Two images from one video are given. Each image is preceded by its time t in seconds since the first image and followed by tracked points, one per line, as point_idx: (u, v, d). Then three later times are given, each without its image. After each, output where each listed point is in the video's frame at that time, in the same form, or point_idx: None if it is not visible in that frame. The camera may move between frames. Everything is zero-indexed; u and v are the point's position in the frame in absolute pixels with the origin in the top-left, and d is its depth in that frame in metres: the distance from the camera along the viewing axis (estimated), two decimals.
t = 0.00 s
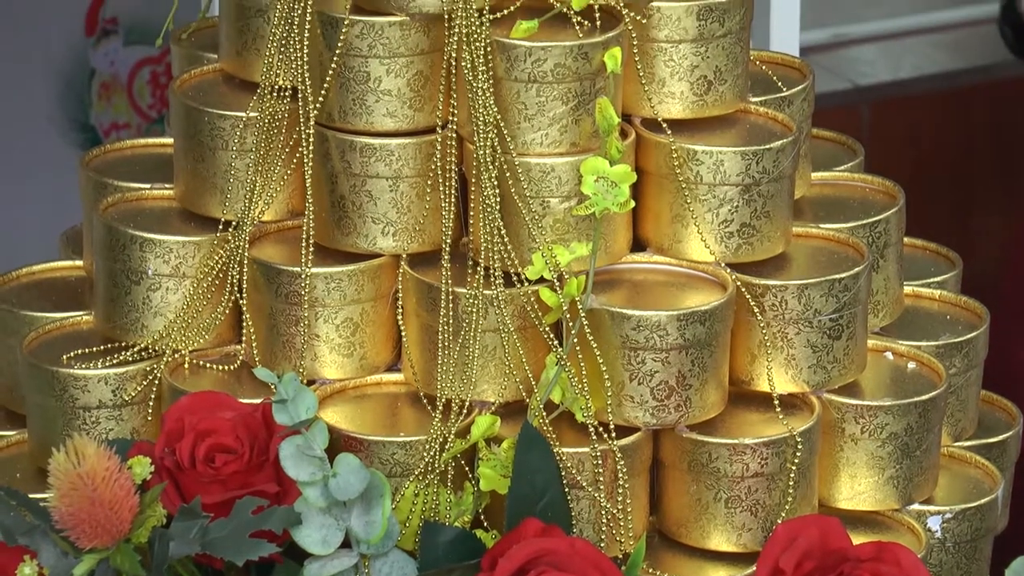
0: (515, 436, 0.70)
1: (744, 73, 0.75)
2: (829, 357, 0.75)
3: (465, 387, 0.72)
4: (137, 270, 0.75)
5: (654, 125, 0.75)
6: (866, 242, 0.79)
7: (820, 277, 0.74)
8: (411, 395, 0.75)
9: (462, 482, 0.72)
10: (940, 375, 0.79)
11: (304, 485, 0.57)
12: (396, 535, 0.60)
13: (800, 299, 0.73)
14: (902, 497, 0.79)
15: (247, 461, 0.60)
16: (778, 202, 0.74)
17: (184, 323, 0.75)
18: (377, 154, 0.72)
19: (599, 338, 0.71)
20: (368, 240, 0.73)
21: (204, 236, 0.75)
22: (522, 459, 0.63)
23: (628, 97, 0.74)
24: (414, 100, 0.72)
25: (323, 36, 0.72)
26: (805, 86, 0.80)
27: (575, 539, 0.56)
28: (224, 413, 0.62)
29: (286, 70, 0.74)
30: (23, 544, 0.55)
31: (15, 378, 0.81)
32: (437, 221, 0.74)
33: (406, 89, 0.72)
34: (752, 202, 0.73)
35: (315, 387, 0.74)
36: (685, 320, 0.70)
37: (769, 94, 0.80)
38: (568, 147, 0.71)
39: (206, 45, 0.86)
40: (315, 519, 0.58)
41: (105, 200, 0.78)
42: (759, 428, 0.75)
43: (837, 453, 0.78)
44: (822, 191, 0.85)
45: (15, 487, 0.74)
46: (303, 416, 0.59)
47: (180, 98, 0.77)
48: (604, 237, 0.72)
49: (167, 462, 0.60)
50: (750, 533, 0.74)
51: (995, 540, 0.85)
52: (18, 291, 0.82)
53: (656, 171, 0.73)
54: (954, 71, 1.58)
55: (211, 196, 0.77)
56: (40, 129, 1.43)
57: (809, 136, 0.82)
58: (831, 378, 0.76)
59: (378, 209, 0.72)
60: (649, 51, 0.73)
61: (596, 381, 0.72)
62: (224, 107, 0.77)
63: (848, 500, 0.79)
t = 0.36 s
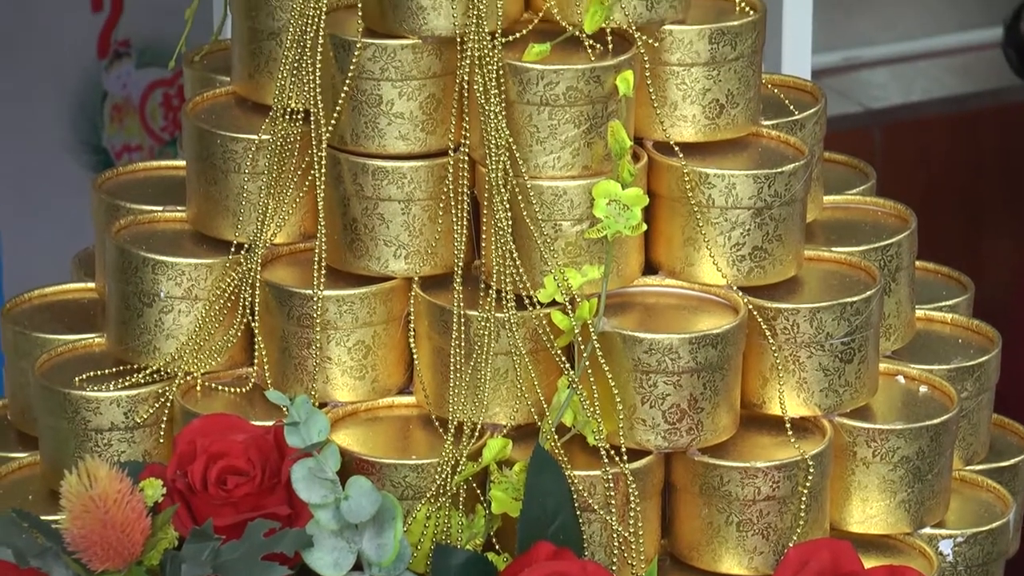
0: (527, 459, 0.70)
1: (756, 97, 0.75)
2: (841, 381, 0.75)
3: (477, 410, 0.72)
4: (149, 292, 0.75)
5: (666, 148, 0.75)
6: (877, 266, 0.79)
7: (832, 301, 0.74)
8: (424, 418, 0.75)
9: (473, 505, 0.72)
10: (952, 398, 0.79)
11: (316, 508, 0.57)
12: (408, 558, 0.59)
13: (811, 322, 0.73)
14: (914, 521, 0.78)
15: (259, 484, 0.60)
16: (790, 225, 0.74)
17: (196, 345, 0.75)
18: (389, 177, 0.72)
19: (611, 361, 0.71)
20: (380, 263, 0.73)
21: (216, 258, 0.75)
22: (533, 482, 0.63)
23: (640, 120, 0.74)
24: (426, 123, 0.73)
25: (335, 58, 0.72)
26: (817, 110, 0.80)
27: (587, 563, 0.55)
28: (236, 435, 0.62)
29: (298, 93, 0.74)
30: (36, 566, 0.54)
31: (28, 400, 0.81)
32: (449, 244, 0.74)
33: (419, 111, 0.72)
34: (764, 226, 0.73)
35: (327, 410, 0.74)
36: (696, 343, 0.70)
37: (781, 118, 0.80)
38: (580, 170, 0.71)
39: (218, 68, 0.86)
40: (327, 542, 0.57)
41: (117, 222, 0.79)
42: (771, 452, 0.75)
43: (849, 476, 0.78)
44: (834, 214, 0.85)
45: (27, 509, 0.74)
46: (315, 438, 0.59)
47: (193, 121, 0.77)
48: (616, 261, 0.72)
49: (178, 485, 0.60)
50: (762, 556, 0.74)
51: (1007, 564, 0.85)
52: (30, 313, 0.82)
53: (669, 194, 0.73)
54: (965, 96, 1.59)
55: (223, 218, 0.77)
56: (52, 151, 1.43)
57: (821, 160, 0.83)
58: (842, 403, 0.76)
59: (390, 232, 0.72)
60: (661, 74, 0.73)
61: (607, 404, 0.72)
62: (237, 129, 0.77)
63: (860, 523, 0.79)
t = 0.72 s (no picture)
0: (536, 482, 0.70)
1: (765, 120, 0.75)
2: (850, 405, 0.75)
3: (486, 433, 0.72)
4: (158, 315, 0.75)
5: (675, 172, 0.75)
6: (886, 289, 0.79)
7: (841, 324, 0.73)
8: (432, 441, 0.75)
9: (482, 528, 0.72)
10: (961, 422, 0.79)
11: (324, 531, 0.57)
12: None
13: (820, 345, 0.73)
14: (922, 544, 0.78)
15: (267, 507, 0.60)
16: (799, 249, 0.74)
17: (205, 368, 0.75)
18: (399, 200, 0.72)
19: (620, 384, 0.71)
20: (389, 285, 0.73)
21: (225, 281, 0.75)
22: (542, 506, 0.63)
23: (649, 143, 0.74)
24: (435, 146, 0.73)
25: (345, 81, 0.72)
26: (826, 133, 0.81)
27: None
28: (244, 459, 0.62)
29: (308, 116, 0.75)
30: None
31: (36, 423, 0.81)
32: (457, 267, 0.74)
33: (428, 134, 0.72)
34: (773, 249, 0.73)
35: (336, 432, 0.74)
36: (705, 367, 0.70)
37: (790, 141, 0.80)
38: (589, 194, 0.71)
39: (227, 90, 0.86)
40: (334, 565, 0.57)
41: (126, 245, 0.79)
42: (780, 475, 0.75)
43: (858, 500, 0.78)
44: (843, 238, 0.85)
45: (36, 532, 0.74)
46: (323, 461, 0.58)
47: (202, 143, 0.77)
48: (625, 284, 0.72)
49: (187, 508, 0.60)
50: None
51: None
52: (39, 335, 0.82)
53: (677, 218, 0.73)
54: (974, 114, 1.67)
55: (232, 241, 0.77)
56: (60, 172, 1.43)
57: (830, 183, 0.83)
58: (851, 426, 0.76)
59: (399, 255, 0.73)
60: (671, 97, 0.73)
61: (616, 426, 0.72)
62: (246, 152, 0.77)
63: (868, 546, 0.79)
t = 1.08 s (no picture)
0: (542, 508, 0.70)
1: (772, 146, 0.76)
2: (856, 431, 0.75)
3: (492, 459, 0.72)
4: (164, 341, 0.75)
5: (681, 198, 0.76)
6: (892, 315, 0.79)
7: (847, 350, 0.74)
8: (439, 467, 0.75)
9: (488, 554, 0.72)
10: (968, 448, 0.79)
11: (330, 558, 0.57)
12: None
13: (827, 372, 0.73)
14: (929, 570, 0.78)
15: (274, 532, 0.60)
16: (806, 274, 0.74)
17: (211, 394, 0.75)
18: (405, 226, 0.72)
19: (626, 411, 0.71)
20: (396, 311, 0.73)
21: (232, 307, 0.75)
22: (548, 532, 0.63)
23: (655, 170, 0.75)
24: (442, 172, 0.73)
25: (351, 107, 0.73)
26: (832, 160, 0.81)
27: None
28: (250, 484, 0.62)
29: (315, 142, 0.75)
30: None
31: (43, 449, 0.81)
32: (464, 293, 0.74)
33: (435, 160, 0.72)
34: (779, 275, 0.73)
35: (342, 458, 0.74)
36: (712, 393, 0.70)
37: (796, 167, 0.80)
38: (596, 220, 0.72)
39: (234, 116, 0.86)
40: None
41: (133, 271, 0.79)
42: (786, 501, 0.75)
43: (864, 526, 0.78)
44: (850, 264, 0.85)
45: (42, 558, 0.74)
46: (330, 487, 0.58)
47: (209, 169, 0.77)
48: (631, 310, 0.72)
49: (194, 534, 0.60)
50: None
51: None
52: (46, 361, 0.82)
53: (684, 244, 0.73)
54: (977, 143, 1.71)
55: (239, 267, 0.77)
56: (67, 197, 1.43)
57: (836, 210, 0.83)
58: (857, 452, 0.76)
59: (406, 281, 0.73)
60: (677, 123, 0.73)
61: (622, 452, 0.72)
62: (252, 178, 0.77)
63: (875, 573, 0.78)
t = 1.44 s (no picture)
0: (546, 537, 0.70)
1: (776, 177, 0.76)
2: (860, 461, 0.75)
3: (497, 488, 0.72)
4: (169, 371, 0.75)
5: (685, 228, 0.76)
6: (896, 345, 0.79)
7: (851, 380, 0.73)
8: (442, 497, 0.75)
9: None
10: (971, 477, 0.79)
11: None
12: None
13: (830, 402, 0.73)
14: None
15: (278, 563, 0.60)
16: (809, 304, 0.74)
17: (215, 423, 0.75)
18: (410, 256, 0.72)
19: (630, 440, 0.71)
20: (400, 341, 0.73)
21: (236, 336, 0.75)
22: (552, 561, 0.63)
23: (660, 199, 0.75)
24: (446, 202, 0.73)
25: (356, 137, 0.73)
26: (836, 190, 0.81)
27: None
28: (254, 513, 0.61)
29: (319, 172, 0.75)
30: None
31: (48, 478, 0.81)
32: (468, 323, 0.74)
33: (439, 190, 0.73)
34: (783, 305, 0.73)
35: (346, 488, 0.74)
36: (715, 423, 0.70)
37: (800, 197, 0.80)
38: (600, 250, 0.72)
39: (238, 146, 0.87)
40: None
41: (137, 300, 0.79)
42: (790, 530, 0.74)
43: (868, 556, 0.77)
44: (854, 294, 0.85)
45: None
46: (335, 517, 0.59)
47: (213, 198, 0.77)
48: (635, 339, 0.72)
49: (197, 564, 0.60)
50: None
51: None
52: (50, 391, 0.82)
53: (688, 273, 0.74)
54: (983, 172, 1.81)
55: (244, 296, 0.77)
56: (71, 228, 1.44)
57: (840, 239, 0.83)
58: (861, 482, 0.75)
59: (410, 310, 0.73)
60: (682, 153, 0.74)
61: (626, 481, 0.72)
62: (256, 207, 0.77)
63: None
